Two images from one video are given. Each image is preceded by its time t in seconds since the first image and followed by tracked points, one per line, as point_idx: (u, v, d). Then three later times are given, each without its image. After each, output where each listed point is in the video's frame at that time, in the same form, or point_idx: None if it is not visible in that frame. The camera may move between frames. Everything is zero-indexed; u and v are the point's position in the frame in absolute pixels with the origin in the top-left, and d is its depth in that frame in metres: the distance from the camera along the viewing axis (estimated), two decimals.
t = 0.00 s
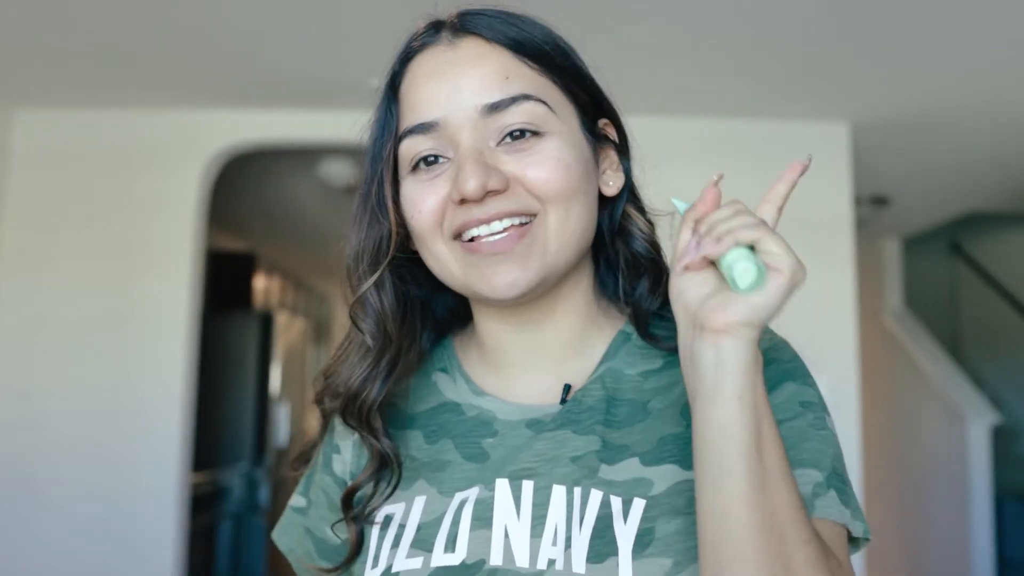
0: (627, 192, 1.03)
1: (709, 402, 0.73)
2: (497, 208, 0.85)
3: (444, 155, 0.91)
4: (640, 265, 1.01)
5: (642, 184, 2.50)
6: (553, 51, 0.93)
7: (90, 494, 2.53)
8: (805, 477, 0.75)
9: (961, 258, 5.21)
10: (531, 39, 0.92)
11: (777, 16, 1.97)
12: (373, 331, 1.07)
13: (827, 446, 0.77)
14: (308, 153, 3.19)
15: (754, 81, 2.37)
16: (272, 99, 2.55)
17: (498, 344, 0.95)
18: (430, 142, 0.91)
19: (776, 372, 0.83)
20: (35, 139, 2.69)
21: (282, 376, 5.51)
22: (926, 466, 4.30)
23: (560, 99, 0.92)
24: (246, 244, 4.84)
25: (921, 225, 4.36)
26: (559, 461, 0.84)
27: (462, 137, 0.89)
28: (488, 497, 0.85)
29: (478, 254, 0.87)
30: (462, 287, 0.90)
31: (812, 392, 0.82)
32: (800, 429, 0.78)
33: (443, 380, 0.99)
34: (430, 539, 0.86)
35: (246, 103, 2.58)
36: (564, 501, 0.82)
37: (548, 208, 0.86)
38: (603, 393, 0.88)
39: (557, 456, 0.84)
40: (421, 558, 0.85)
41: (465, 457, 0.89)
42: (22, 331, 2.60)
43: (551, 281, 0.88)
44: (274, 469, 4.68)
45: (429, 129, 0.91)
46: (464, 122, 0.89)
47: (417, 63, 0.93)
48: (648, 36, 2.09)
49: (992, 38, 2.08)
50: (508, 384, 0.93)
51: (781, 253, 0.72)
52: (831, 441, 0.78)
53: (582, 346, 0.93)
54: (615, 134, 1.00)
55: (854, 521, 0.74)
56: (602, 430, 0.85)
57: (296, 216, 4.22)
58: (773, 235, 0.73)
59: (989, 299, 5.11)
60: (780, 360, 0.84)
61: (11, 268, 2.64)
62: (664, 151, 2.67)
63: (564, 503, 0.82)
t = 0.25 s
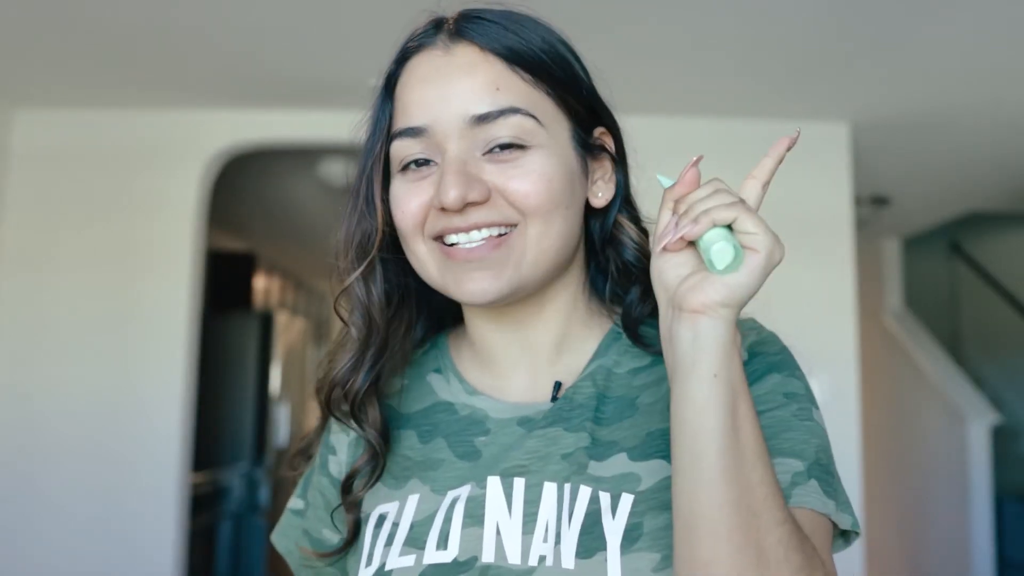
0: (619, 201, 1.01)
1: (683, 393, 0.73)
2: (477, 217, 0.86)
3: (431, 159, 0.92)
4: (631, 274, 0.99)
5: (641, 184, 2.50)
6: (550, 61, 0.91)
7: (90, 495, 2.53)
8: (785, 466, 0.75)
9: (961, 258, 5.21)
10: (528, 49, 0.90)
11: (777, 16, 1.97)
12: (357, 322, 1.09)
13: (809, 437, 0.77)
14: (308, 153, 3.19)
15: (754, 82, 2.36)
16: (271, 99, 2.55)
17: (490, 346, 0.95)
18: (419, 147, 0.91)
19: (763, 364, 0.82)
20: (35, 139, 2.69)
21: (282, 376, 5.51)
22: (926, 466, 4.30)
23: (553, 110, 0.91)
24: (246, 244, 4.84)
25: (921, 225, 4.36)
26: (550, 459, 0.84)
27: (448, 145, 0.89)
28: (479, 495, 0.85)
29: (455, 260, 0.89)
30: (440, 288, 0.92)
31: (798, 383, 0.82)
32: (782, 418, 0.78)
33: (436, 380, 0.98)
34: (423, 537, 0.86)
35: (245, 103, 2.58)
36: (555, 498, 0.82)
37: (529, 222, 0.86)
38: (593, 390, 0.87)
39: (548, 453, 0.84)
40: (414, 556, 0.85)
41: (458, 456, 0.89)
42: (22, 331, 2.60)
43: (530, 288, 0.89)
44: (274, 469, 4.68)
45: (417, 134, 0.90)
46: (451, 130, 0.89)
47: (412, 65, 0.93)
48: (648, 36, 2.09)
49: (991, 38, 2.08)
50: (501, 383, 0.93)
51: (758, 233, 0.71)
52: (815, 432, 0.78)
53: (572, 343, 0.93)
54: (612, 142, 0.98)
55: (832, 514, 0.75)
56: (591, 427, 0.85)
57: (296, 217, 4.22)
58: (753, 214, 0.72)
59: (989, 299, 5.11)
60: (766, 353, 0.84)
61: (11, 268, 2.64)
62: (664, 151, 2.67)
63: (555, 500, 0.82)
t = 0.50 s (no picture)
0: (622, 218, 0.99)
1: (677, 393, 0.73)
2: (456, 231, 0.87)
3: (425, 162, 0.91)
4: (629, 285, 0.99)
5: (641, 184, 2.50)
6: (553, 81, 0.89)
7: (90, 494, 2.53)
8: (782, 464, 0.75)
9: (961, 258, 5.21)
10: (530, 67, 0.88)
11: (777, 16, 1.97)
12: (362, 316, 1.09)
13: (805, 434, 0.77)
14: (308, 153, 3.19)
15: (754, 82, 2.36)
16: (271, 99, 2.55)
17: (485, 348, 0.95)
18: (412, 151, 0.91)
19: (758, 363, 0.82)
20: (35, 139, 2.69)
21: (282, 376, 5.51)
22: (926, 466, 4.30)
23: (551, 131, 0.90)
24: (246, 244, 4.84)
25: (921, 225, 4.36)
26: (546, 458, 0.84)
27: (438, 153, 0.89)
28: (476, 495, 0.85)
29: (437, 267, 0.89)
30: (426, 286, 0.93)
31: (793, 380, 0.81)
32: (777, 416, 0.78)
33: (433, 381, 0.98)
34: (420, 537, 0.86)
35: (245, 103, 2.58)
36: (551, 497, 0.82)
37: (505, 243, 0.86)
38: (588, 389, 0.87)
39: (543, 453, 0.84)
40: (410, 557, 0.85)
41: (454, 456, 0.88)
42: (21, 331, 2.60)
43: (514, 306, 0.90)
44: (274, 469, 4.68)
45: (411, 137, 0.90)
46: (441, 140, 0.88)
47: (416, 67, 0.92)
48: (648, 36, 2.09)
49: (991, 38, 2.08)
50: (498, 385, 0.93)
51: (747, 230, 0.71)
52: (810, 428, 0.78)
53: (569, 345, 0.93)
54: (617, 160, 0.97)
55: (829, 509, 0.74)
56: (587, 426, 0.85)
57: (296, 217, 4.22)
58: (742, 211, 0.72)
59: (989, 299, 5.11)
60: (762, 350, 0.84)
61: (11, 268, 2.64)
62: (664, 151, 2.67)
63: (551, 499, 0.82)
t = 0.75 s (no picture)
0: (627, 216, 0.99)
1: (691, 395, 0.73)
2: (462, 231, 0.86)
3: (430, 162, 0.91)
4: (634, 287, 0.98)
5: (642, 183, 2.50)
6: (556, 78, 0.89)
7: (90, 494, 2.53)
8: (791, 464, 0.75)
9: (961, 258, 5.21)
10: (532, 64, 0.88)
11: (777, 16, 1.97)
12: (368, 322, 1.08)
13: (812, 435, 0.77)
14: (308, 153, 3.19)
15: (754, 82, 2.36)
16: (272, 99, 2.55)
17: (490, 350, 0.95)
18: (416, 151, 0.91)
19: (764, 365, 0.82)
20: (35, 139, 2.69)
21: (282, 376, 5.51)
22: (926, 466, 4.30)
23: (554, 127, 0.89)
24: (246, 244, 4.84)
25: (920, 225, 4.36)
26: (550, 459, 0.84)
27: (442, 152, 0.88)
28: (480, 496, 0.85)
29: (442, 269, 0.89)
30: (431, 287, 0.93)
31: (798, 381, 0.82)
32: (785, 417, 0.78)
33: (436, 382, 0.98)
34: (424, 538, 0.86)
35: (245, 103, 2.58)
36: (556, 498, 0.82)
37: (512, 242, 0.86)
38: (593, 391, 0.87)
39: (548, 454, 0.84)
40: (415, 557, 0.85)
41: (459, 457, 0.88)
42: (21, 331, 2.60)
43: (516, 304, 0.90)
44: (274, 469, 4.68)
45: (414, 137, 0.90)
46: (445, 139, 0.88)
47: (418, 66, 0.92)
48: (647, 36, 2.09)
49: (991, 38, 2.08)
50: (501, 385, 0.93)
51: (763, 231, 0.72)
52: (817, 430, 0.78)
53: (574, 346, 0.93)
54: (622, 158, 0.97)
55: (838, 510, 0.74)
56: (593, 428, 0.85)
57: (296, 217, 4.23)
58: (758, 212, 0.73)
59: (989, 299, 5.11)
60: (768, 351, 0.84)
61: (11, 268, 2.64)
62: (664, 151, 2.67)
63: (556, 500, 0.82)
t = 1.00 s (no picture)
0: (630, 218, 0.99)
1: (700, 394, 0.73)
2: (462, 229, 0.86)
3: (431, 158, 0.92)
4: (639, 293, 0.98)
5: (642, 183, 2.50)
6: (560, 78, 0.89)
7: (90, 494, 2.53)
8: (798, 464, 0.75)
9: (961, 258, 5.21)
10: (537, 63, 0.88)
11: (777, 16, 1.97)
12: (369, 316, 1.08)
13: (815, 436, 0.77)
14: (308, 153, 3.19)
15: (754, 82, 2.36)
16: (272, 99, 2.55)
17: (491, 351, 0.95)
18: (419, 146, 0.91)
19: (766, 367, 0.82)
20: (35, 139, 2.69)
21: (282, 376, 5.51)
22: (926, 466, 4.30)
23: (557, 127, 0.90)
24: (246, 244, 4.85)
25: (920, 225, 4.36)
26: (553, 461, 0.84)
27: (444, 149, 0.89)
28: (482, 497, 0.85)
29: (440, 267, 0.89)
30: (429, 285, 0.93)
31: (801, 382, 0.82)
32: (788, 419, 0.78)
33: (438, 382, 0.98)
34: (425, 539, 0.86)
35: (245, 103, 2.58)
36: (559, 499, 0.82)
37: (511, 242, 0.86)
38: (596, 392, 0.87)
39: (551, 455, 0.84)
40: (417, 558, 0.85)
41: (461, 457, 0.88)
42: (21, 331, 2.60)
43: (509, 310, 0.90)
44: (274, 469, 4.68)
45: (416, 132, 0.90)
46: (448, 134, 0.88)
47: (423, 63, 0.92)
48: (647, 36, 2.09)
49: (992, 38, 2.08)
50: (503, 386, 0.93)
51: (771, 232, 0.72)
52: (820, 430, 0.78)
53: (577, 348, 0.93)
54: (626, 159, 0.96)
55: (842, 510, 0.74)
56: (596, 429, 0.85)
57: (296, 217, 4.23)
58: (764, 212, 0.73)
59: (989, 300, 5.11)
60: (771, 353, 0.83)
61: (11, 268, 2.64)
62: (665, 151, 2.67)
63: (559, 502, 0.82)
